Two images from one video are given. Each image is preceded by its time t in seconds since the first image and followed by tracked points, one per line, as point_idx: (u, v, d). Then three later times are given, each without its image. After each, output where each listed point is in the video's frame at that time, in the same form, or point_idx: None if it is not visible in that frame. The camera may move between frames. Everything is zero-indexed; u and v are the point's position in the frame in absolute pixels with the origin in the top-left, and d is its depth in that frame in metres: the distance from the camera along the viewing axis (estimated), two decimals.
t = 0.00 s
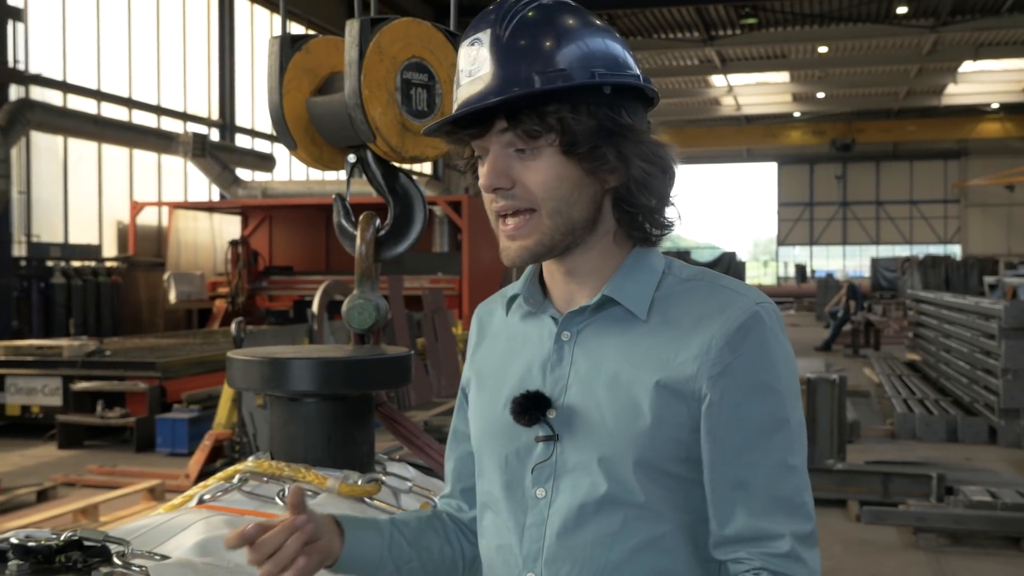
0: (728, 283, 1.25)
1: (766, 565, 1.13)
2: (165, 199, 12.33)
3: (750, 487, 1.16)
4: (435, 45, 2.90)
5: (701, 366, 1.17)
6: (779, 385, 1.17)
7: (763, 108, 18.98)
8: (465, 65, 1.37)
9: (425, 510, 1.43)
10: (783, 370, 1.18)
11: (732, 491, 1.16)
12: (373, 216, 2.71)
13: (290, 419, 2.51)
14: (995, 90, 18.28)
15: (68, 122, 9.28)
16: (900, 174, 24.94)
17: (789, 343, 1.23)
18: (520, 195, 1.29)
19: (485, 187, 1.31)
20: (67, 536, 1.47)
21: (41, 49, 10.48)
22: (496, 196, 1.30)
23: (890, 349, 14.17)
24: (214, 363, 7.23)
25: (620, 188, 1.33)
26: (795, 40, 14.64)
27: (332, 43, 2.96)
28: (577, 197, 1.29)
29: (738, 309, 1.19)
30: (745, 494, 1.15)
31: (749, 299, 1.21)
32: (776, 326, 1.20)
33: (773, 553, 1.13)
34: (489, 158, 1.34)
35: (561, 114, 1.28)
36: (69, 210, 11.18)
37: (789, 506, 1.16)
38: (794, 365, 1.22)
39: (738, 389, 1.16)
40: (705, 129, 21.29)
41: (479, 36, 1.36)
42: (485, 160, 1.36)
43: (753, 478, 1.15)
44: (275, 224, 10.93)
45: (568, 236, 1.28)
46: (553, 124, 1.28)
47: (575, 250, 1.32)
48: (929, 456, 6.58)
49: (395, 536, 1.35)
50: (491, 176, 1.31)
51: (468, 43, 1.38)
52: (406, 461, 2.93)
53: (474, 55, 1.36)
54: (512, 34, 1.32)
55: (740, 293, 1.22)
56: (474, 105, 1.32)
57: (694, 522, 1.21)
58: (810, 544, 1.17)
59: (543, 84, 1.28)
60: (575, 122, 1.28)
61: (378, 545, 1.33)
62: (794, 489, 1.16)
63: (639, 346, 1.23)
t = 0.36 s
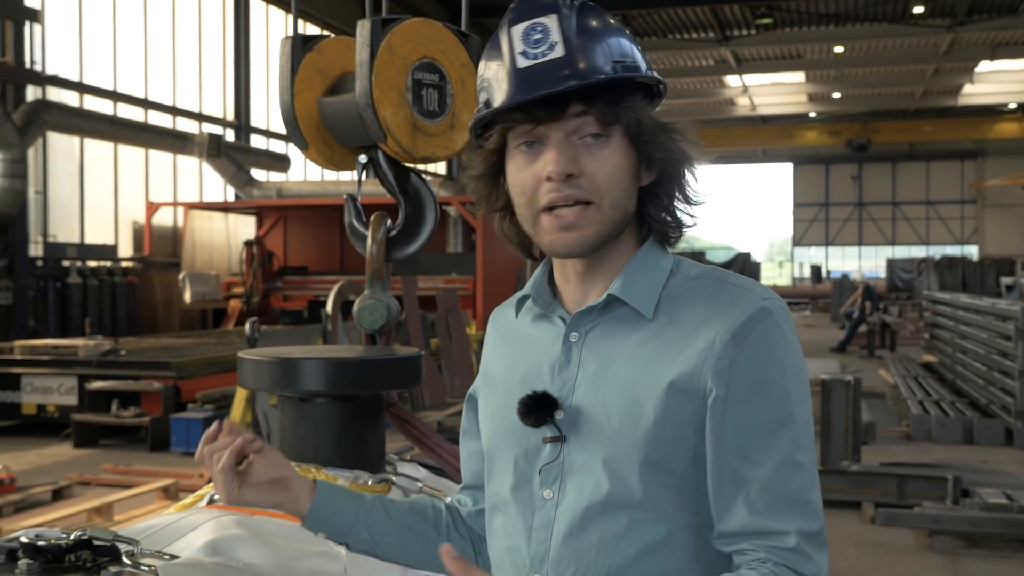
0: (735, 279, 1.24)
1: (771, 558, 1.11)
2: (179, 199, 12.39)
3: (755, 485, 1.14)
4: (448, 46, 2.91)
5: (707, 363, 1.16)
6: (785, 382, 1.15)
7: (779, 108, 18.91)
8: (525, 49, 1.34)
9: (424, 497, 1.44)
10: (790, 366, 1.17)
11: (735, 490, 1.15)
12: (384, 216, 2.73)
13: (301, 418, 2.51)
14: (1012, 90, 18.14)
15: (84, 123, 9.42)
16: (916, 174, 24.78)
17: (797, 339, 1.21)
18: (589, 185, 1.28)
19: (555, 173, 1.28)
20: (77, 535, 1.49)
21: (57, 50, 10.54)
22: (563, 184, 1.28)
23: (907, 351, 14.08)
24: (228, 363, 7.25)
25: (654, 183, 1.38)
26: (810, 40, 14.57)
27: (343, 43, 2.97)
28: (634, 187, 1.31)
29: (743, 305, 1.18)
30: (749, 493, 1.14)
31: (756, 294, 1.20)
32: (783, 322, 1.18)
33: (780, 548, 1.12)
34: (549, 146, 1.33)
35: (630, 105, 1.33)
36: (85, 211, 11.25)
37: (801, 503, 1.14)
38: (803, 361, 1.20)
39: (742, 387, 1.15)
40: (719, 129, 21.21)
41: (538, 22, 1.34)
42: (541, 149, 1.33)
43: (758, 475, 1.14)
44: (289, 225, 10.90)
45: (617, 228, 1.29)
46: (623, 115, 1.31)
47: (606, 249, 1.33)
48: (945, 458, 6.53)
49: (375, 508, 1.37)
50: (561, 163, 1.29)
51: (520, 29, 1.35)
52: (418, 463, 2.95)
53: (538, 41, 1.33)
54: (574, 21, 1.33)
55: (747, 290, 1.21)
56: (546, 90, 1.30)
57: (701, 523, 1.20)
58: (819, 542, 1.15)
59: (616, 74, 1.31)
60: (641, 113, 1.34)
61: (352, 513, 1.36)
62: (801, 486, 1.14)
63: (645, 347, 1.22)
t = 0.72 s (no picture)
0: (744, 273, 1.25)
1: (803, 546, 1.13)
2: (191, 194, 12.43)
3: (775, 477, 1.15)
4: (460, 42, 2.91)
5: (723, 358, 1.16)
6: (802, 374, 1.16)
7: (792, 106, 18.83)
8: (554, 41, 1.33)
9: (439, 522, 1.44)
10: (805, 359, 1.18)
11: (753, 484, 1.15)
12: (394, 211, 2.74)
13: (310, 413, 2.51)
14: None
15: (97, 118, 9.46)
16: (930, 172, 24.65)
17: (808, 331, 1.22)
18: (616, 179, 1.28)
19: (586, 167, 1.27)
20: (85, 528, 1.53)
21: (70, 45, 10.50)
22: (593, 177, 1.27)
23: (918, 349, 14.03)
24: (239, 358, 7.28)
25: (663, 176, 1.42)
26: (824, 36, 14.47)
27: (354, 38, 2.97)
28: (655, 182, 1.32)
29: (756, 299, 1.19)
30: (768, 487, 1.15)
31: (767, 288, 1.20)
32: (796, 315, 1.19)
33: (811, 537, 1.13)
34: (576, 140, 1.32)
35: (652, 98, 1.35)
36: (98, 206, 11.30)
37: (825, 490, 1.15)
38: (814, 353, 1.21)
39: (760, 381, 1.15)
40: (731, 126, 21.14)
41: (565, 15, 1.34)
42: (567, 143, 1.33)
43: (777, 468, 1.15)
44: (301, 220, 10.90)
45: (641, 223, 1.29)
46: (649, 109, 1.33)
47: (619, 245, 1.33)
48: (956, 456, 6.50)
49: (410, 554, 1.36)
50: (592, 157, 1.28)
51: (548, 21, 1.34)
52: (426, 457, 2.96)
53: (567, 33, 1.32)
54: (598, 15, 1.33)
55: (757, 283, 1.21)
56: (573, 85, 1.29)
57: (720, 515, 1.21)
58: (842, 529, 1.16)
59: (642, 68, 1.32)
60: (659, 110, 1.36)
61: (393, 563, 1.34)
62: (824, 475, 1.15)
63: (657, 343, 1.22)
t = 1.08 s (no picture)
0: (753, 266, 1.25)
1: (798, 540, 1.14)
2: (200, 184, 12.46)
3: (781, 469, 1.16)
4: (468, 31, 2.90)
5: (734, 351, 1.17)
6: (811, 367, 1.17)
7: (801, 96, 18.77)
8: (540, 33, 1.33)
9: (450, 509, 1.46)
10: (814, 352, 1.19)
11: (759, 475, 1.17)
12: (403, 201, 2.73)
13: (318, 404, 2.52)
14: None
15: (106, 108, 9.48)
16: (940, 163, 24.53)
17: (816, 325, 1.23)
18: (598, 170, 1.28)
19: (566, 158, 1.28)
20: (94, 518, 1.51)
21: (79, 36, 10.52)
22: (573, 168, 1.28)
23: (927, 340, 13.99)
24: (247, 348, 7.29)
25: (668, 169, 1.38)
26: (834, 26, 14.37)
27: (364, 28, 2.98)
28: (645, 174, 1.31)
29: (766, 292, 1.19)
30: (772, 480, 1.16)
31: (777, 281, 1.21)
32: (804, 310, 1.20)
33: (806, 530, 1.14)
34: (561, 130, 1.32)
35: (646, 90, 1.32)
36: (107, 196, 11.33)
37: (826, 485, 1.16)
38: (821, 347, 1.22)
39: (769, 375, 1.16)
40: (739, 116, 21.06)
41: (553, 6, 1.34)
42: (553, 133, 1.33)
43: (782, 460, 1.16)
44: (309, 211, 10.92)
45: (631, 214, 1.29)
46: (638, 99, 1.30)
47: (619, 236, 1.33)
48: (965, 447, 6.48)
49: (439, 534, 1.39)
50: (572, 148, 1.29)
51: (537, 12, 1.35)
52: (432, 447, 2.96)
53: (552, 25, 1.33)
54: (590, 4, 1.32)
55: (765, 277, 1.22)
56: (557, 75, 1.30)
57: (727, 511, 1.21)
58: (843, 523, 1.17)
59: (632, 58, 1.30)
60: (657, 97, 1.33)
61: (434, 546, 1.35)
62: (826, 469, 1.16)
63: (669, 336, 1.23)
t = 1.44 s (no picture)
0: (759, 269, 1.25)
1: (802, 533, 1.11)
2: (210, 184, 12.50)
3: (786, 468, 1.14)
4: (476, 31, 2.90)
5: (740, 353, 1.17)
6: (820, 371, 1.17)
7: (811, 96, 18.75)
8: (567, 36, 1.32)
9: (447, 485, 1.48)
10: (822, 355, 1.18)
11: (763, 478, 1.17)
12: (412, 202, 2.72)
13: (327, 404, 2.52)
14: None
15: (117, 108, 9.53)
16: (950, 163, 24.42)
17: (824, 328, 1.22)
18: (626, 175, 1.27)
19: (596, 162, 1.27)
20: (104, 519, 1.52)
21: (90, 36, 10.55)
22: (602, 173, 1.27)
23: (938, 341, 13.92)
24: (257, 348, 7.31)
25: (681, 173, 1.41)
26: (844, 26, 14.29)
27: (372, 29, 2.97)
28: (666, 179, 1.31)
29: (772, 294, 1.19)
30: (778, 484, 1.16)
31: (783, 284, 1.21)
32: (812, 313, 1.20)
33: (812, 525, 1.10)
34: (587, 135, 1.32)
35: (667, 95, 1.34)
36: (117, 196, 11.37)
37: (830, 476, 1.12)
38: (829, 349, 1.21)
39: (776, 378, 1.16)
40: (748, 117, 21.01)
41: (579, 9, 1.33)
42: (580, 138, 1.33)
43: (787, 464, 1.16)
44: (318, 211, 10.93)
45: (652, 220, 1.29)
46: (662, 105, 1.32)
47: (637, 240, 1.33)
48: (977, 449, 6.45)
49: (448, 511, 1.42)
50: (602, 152, 1.28)
51: (563, 16, 1.34)
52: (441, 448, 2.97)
53: (580, 28, 1.32)
54: (616, 8, 1.32)
55: (773, 278, 1.22)
56: (587, 79, 1.29)
57: (731, 517, 1.21)
58: (858, 517, 1.12)
59: (656, 64, 1.31)
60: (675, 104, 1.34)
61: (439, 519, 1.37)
62: (832, 464, 1.12)
63: (675, 339, 1.23)
